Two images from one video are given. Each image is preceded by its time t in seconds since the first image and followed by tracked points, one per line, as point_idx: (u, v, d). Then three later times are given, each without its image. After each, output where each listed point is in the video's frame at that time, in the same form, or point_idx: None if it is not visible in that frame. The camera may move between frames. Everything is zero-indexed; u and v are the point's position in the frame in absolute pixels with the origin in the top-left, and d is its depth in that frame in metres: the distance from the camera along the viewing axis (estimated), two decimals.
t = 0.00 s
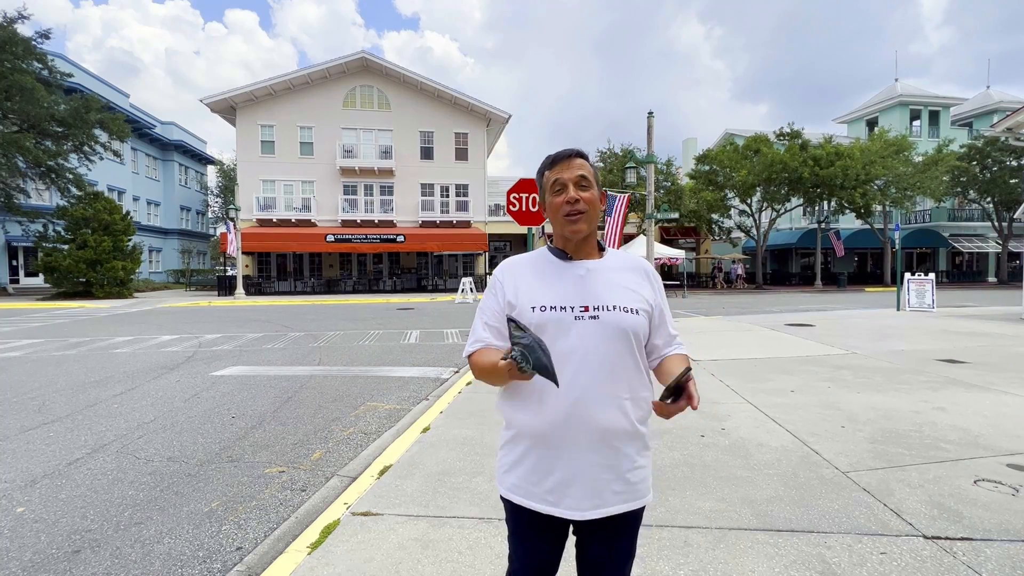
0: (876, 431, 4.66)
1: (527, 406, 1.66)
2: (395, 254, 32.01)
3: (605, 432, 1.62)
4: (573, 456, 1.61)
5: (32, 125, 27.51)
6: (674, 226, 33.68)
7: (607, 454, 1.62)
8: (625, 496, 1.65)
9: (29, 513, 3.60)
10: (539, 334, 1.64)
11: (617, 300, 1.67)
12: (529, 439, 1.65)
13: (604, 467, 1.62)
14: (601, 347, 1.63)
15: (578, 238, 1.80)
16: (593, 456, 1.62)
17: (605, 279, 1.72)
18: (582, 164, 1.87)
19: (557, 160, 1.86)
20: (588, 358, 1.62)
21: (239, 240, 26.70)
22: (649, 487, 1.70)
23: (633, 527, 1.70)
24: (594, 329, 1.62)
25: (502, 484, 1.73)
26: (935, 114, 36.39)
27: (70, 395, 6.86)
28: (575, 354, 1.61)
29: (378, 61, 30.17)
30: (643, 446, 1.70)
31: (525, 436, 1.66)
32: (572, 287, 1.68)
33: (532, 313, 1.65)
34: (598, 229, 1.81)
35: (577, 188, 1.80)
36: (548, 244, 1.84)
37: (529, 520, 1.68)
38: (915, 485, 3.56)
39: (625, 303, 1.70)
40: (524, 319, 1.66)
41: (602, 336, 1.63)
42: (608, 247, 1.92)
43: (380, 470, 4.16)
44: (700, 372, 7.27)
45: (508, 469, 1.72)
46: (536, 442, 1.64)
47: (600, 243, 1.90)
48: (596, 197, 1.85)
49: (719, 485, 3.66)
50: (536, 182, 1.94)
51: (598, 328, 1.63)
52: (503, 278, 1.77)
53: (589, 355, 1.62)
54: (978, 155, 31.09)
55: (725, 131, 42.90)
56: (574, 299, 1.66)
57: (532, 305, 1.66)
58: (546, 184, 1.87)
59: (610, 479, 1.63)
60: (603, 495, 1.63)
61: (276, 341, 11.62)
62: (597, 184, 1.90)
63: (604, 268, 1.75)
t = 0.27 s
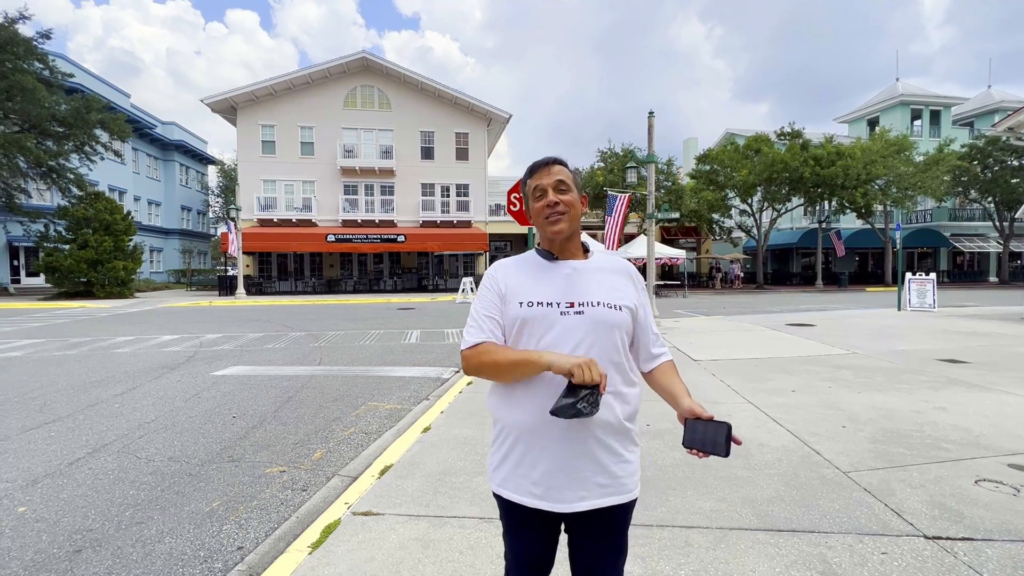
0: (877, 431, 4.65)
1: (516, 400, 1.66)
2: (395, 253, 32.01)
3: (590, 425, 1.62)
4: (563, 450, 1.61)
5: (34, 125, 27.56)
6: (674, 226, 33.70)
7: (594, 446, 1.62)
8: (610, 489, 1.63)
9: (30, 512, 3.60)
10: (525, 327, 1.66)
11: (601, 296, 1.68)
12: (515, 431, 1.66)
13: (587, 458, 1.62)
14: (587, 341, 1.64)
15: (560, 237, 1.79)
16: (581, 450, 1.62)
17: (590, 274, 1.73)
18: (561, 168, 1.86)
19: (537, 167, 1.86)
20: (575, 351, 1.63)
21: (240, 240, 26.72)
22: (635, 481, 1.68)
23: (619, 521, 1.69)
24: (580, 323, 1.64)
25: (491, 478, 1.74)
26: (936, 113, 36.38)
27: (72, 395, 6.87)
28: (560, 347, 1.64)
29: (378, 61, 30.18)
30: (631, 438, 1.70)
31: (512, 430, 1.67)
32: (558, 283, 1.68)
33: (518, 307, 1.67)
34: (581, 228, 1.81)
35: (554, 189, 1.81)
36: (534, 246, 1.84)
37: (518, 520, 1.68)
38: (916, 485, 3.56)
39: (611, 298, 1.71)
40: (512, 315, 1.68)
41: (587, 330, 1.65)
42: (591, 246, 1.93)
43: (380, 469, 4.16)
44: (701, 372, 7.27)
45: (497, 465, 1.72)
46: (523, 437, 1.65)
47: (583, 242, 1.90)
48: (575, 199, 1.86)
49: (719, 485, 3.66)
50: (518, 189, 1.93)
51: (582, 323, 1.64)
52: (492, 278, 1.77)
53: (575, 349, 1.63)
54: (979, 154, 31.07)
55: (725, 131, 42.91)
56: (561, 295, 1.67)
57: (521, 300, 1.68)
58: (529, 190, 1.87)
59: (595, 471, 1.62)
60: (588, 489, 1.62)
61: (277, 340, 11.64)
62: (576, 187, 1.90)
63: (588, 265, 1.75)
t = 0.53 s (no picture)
0: (881, 431, 4.63)
1: (498, 395, 1.95)
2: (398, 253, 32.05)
3: (563, 408, 1.93)
4: (539, 432, 1.92)
5: (39, 126, 27.68)
6: (677, 225, 33.63)
7: (566, 426, 1.94)
8: (582, 456, 1.95)
9: (38, 510, 3.63)
10: (506, 337, 1.92)
11: (567, 303, 1.97)
12: (501, 420, 1.94)
13: (563, 434, 1.93)
14: (556, 342, 1.94)
15: (532, 256, 2.01)
16: (555, 430, 1.92)
17: (556, 286, 2.00)
18: (541, 194, 2.04)
19: (518, 188, 2.00)
20: (546, 351, 1.93)
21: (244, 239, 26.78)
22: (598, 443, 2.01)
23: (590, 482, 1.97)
24: (550, 329, 1.93)
25: (478, 463, 2.01)
26: (941, 112, 36.17)
27: (77, 394, 6.89)
28: (535, 350, 1.93)
29: (381, 61, 30.21)
30: (594, 414, 2.03)
31: (495, 420, 1.95)
32: (531, 296, 1.95)
33: (498, 320, 1.93)
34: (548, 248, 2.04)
35: (530, 218, 2.00)
36: (505, 258, 2.05)
37: (506, 499, 1.96)
38: (920, 485, 3.55)
39: (575, 303, 2.00)
40: (492, 326, 1.94)
41: (556, 334, 1.94)
42: (554, 253, 2.16)
43: (384, 468, 4.18)
44: (703, 372, 7.28)
45: (484, 450, 1.99)
46: (506, 425, 1.93)
47: (547, 251, 2.13)
48: (546, 224, 2.06)
49: (723, 485, 3.66)
50: (496, 202, 2.10)
51: (553, 328, 1.94)
52: (469, 291, 2.00)
53: (547, 350, 1.93)
54: (985, 153, 30.87)
55: (729, 130, 42.77)
56: (532, 305, 1.95)
57: (499, 312, 1.94)
58: (506, 208, 2.04)
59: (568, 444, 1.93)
60: (565, 458, 1.93)
61: (280, 340, 11.64)
62: (549, 206, 2.10)
63: (555, 278, 2.02)
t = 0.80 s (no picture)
0: (882, 431, 4.63)
1: (498, 386, 1.98)
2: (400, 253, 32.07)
3: (560, 396, 1.98)
4: (539, 422, 1.96)
5: (42, 126, 27.74)
6: (679, 225, 33.61)
7: (563, 415, 1.98)
8: (580, 442, 2.00)
9: (40, 510, 3.64)
10: (506, 330, 1.96)
11: (564, 298, 2.01)
12: (501, 409, 1.98)
13: (561, 422, 1.98)
14: (554, 336, 1.98)
15: (529, 254, 2.05)
16: (553, 419, 1.97)
17: (553, 281, 2.04)
18: (536, 195, 2.07)
19: (515, 192, 2.06)
20: (545, 344, 1.96)
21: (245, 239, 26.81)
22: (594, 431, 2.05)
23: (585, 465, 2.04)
24: (548, 323, 1.96)
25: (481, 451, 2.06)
26: (943, 112, 36.11)
27: (80, 394, 6.90)
28: (534, 343, 1.96)
29: (383, 61, 30.23)
30: (590, 405, 2.08)
31: (496, 410, 1.99)
32: (528, 291, 1.98)
33: (499, 313, 1.95)
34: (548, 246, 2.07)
35: (526, 216, 2.03)
36: (504, 255, 2.09)
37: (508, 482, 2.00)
38: (922, 485, 3.55)
39: (570, 298, 2.05)
40: (492, 319, 1.96)
41: (555, 327, 1.98)
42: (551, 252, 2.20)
43: (385, 468, 4.17)
44: (704, 372, 7.27)
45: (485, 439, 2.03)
46: (506, 414, 1.98)
47: (545, 250, 2.16)
48: (543, 222, 2.10)
49: (723, 485, 3.66)
50: (495, 204, 2.14)
51: (551, 322, 1.97)
52: (469, 287, 2.03)
53: (545, 342, 1.96)
54: (987, 153, 30.81)
55: (730, 130, 42.73)
56: (531, 299, 1.98)
57: (499, 306, 1.96)
58: (505, 210, 2.08)
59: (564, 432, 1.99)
60: (562, 443, 1.98)
61: (282, 340, 11.66)
62: (546, 208, 2.12)
63: (551, 275, 2.06)
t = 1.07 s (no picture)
0: (884, 432, 4.63)
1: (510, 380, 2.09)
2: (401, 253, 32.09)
3: (569, 387, 2.11)
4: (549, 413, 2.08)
5: (43, 126, 27.77)
6: (680, 225, 33.61)
7: (570, 406, 2.12)
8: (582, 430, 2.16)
9: (41, 509, 3.64)
10: (520, 327, 2.06)
11: (574, 299, 2.14)
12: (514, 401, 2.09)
13: (568, 413, 2.11)
14: (563, 333, 2.10)
15: (541, 257, 2.16)
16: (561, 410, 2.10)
17: (562, 283, 2.17)
18: (545, 202, 2.15)
19: (526, 200, 2.14)
20: (555, 341, 2.09)
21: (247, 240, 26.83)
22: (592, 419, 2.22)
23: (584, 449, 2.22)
24: (558, 321, 2.09)
25: (490, 440, 2.17)
26: (944, 112, 36.07)
27: (81, 394, 6.91)
28: (546, 339, 2.08)
29: (384, 62, 30.25)
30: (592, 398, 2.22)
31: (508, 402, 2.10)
32: (540, 292, 2.10)
33: (513, 311, 2.06)
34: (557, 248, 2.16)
35: (538, 222, 2.12)
36: (516, 258, 2.20)
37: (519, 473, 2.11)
38: (924, 486, 3.54)
39: (578, 299, 2.17)
40: (507, 316, 2.07)
41: (564, 324, 2.10)
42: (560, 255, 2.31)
43: (386, 468, 4.17)
44: (706, 372, 7.27)
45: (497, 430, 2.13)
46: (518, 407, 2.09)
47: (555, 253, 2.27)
48: (553, 226, 2.19)
49: (725, 485, 3.65)
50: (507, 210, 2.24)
51: (561, 320, 2.09)
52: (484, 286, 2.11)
53: (554, 339, 2.09)
54: (988, 153, 30.77)
55: (731, 130, 42.70)
56: (543, 299, 2.10)
57: (514, 305, 2.07)
58: (516, 216, 2.18)
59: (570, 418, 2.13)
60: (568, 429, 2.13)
61: (283, 340, 11.66)
62: (555, 212, 2.21)
63: (561, 277, 2.18)
